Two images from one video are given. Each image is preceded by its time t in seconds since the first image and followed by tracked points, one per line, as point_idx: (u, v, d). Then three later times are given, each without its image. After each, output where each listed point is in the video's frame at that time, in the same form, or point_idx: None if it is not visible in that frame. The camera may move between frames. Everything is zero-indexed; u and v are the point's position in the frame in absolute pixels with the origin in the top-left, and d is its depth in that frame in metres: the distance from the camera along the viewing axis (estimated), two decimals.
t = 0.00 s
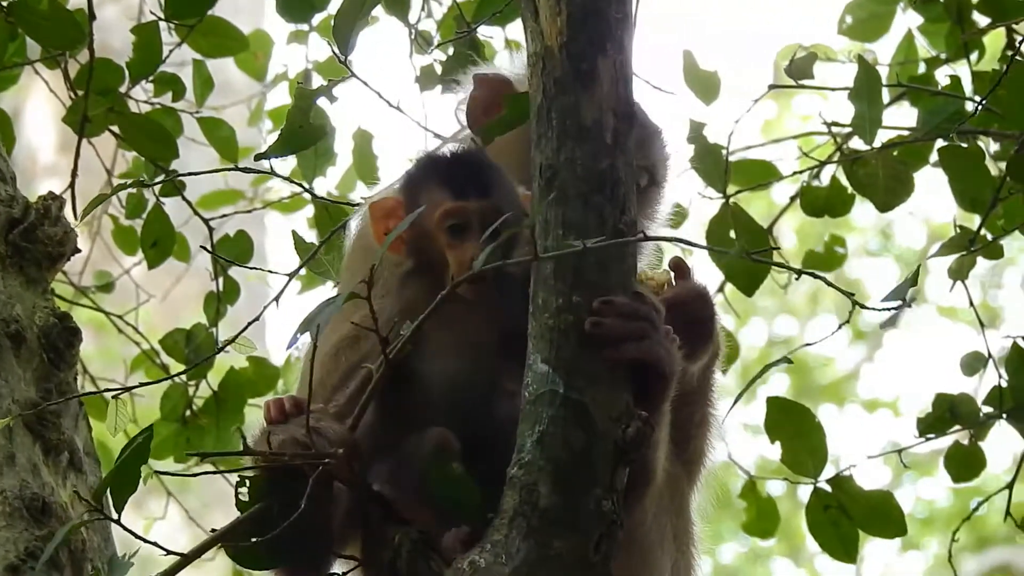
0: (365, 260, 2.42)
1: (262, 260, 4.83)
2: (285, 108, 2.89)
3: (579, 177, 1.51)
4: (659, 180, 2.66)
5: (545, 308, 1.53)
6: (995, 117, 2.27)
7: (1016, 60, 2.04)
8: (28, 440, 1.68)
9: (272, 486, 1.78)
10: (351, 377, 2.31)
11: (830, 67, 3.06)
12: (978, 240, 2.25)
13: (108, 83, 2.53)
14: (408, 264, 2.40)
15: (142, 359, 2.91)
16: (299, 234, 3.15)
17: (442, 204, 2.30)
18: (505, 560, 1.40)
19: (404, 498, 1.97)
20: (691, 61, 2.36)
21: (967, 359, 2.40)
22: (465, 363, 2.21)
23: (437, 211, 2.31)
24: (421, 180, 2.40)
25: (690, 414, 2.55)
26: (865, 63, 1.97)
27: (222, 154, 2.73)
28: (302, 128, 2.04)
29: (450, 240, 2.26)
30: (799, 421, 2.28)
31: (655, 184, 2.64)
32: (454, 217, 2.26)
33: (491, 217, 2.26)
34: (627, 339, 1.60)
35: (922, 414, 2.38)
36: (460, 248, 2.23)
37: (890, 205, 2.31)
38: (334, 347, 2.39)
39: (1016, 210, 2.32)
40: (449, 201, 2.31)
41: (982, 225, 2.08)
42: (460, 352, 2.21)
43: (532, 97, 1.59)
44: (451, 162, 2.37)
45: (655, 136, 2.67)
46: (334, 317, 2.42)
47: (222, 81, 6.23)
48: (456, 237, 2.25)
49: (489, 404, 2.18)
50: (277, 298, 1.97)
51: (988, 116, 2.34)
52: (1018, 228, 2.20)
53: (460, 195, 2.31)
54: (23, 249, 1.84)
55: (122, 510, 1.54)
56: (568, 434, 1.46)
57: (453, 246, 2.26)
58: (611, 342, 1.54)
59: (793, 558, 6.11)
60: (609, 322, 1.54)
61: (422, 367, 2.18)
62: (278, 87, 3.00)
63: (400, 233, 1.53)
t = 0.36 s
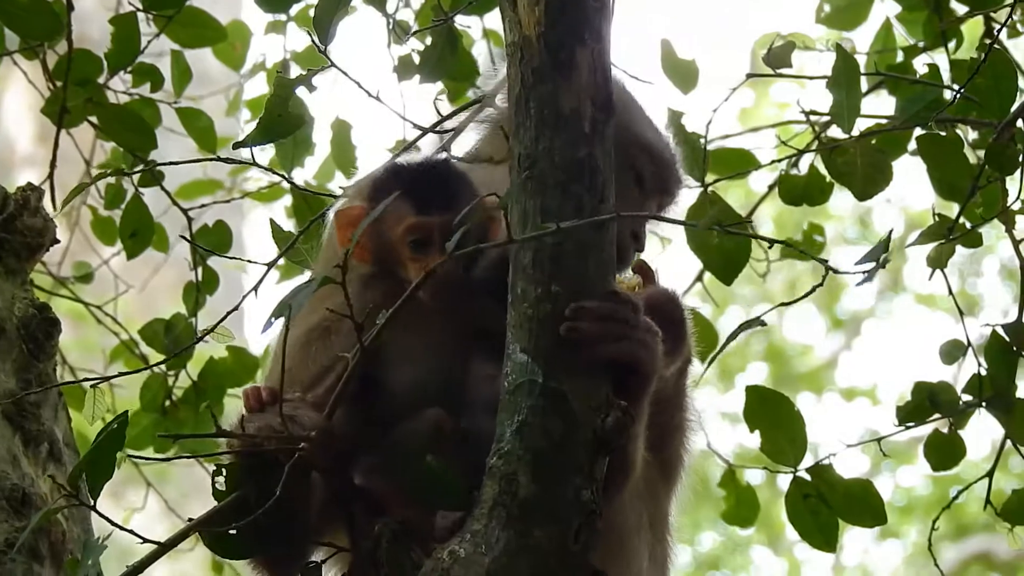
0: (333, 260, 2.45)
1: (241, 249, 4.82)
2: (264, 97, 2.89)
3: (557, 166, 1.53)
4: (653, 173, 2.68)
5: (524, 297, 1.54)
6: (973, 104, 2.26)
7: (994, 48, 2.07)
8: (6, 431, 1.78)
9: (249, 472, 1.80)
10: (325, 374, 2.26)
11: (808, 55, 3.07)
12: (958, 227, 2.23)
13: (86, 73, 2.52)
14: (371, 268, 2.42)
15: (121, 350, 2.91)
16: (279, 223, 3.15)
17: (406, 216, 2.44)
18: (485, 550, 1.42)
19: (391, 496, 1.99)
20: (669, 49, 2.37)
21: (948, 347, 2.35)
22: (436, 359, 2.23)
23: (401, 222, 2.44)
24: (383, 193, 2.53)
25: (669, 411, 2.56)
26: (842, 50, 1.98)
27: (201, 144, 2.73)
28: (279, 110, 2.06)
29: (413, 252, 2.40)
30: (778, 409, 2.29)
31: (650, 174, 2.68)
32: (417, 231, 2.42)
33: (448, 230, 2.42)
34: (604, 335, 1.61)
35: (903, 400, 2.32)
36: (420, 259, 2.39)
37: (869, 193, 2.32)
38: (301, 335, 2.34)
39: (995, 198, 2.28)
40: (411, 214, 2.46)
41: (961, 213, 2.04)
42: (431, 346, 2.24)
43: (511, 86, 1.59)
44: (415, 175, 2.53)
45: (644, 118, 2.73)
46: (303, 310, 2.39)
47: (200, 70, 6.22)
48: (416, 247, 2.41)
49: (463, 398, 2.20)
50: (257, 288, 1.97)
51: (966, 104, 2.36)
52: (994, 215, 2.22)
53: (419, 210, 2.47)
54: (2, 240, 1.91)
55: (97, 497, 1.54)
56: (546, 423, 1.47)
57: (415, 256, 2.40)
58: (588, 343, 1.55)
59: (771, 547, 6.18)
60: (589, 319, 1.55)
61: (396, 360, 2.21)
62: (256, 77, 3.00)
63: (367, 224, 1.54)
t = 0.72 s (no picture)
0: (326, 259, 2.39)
1: (227, 243, 4.82)
2: (250, 93, 2.89)
3: (544, 161, 1.54)
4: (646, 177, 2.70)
5: (511, 292, 1.55)
6: (959, 98, 2.27)
7: (980, 42, 2.09)
8: None
9: (236, 467, 1.82)
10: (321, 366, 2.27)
11: (793, 49, 3.08)
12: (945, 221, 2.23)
13: (73, 69, 2.52)
14: (364, 268, 2.37)
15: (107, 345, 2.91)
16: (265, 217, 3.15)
17: (384, 215, 2.35)
18: (472, 544, 1.45)
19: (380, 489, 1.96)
20: (655, 44, 2.38)
21: (934, 340, 2.35)
22: (424, 356, 2.16)
23: (380, 221, 2.36)
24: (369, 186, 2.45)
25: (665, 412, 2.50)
26: (828, 44, 1.99)
27: (187, 140, 2.73)
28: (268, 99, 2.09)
29: (393, 253, 2.32)
30: (765, 401, 2.30)
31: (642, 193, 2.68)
32: (395, 231, 2.33)
33: (428, 227, 2.31)
34: (588, 343, 1.60)
35: (888, 395, 2.34)
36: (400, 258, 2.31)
37: (855, 185, 2.33)
38: (295, 327, 2.33)
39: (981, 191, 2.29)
40: (390, 212, 2.37)
41: (947, 206, 2.05)
42: (417, 343, 2.17)
43: (497, 82, 1.60)
44: (400, 164, 2.41)
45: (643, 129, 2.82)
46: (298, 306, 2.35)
47: (185, 65, 6.20)
48: (394, 247, 2.32)
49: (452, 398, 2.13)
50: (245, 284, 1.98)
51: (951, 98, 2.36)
52: (981, 208, 2.22)
53: (400, 207, 2.37)
54: None
55: (88, 488, 1.54)
56: (532, 416, 1.49)
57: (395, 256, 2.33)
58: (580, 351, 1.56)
59: (758, 539, 6.26)
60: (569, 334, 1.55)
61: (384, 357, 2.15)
62: (241, 72, 2.99)
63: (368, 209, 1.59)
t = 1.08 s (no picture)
0: (303, 239, 2.26)
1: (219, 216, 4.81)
2: (241, 65, 2.87)
3: (534, 133, 1.54)
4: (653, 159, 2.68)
5: (503, 264, 1.55)
6: (951, 68, 2.26)
7: (972, 12, 2.07)
8: None
9: (224, 440, 1.88)
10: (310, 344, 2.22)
11: (784, 21, 3.07)
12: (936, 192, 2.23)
13: (64, 43, 2.50)
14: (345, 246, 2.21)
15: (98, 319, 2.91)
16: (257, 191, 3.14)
17: (355, 190, 2.26)
18: (466, 517, 1.47)
19: (363, 459, 1.86)
20: (646, 14, 2.37)
21: (925, 311, 2.35)
22: (424, 328, 2.11)
23: (353, 197, 2.26)
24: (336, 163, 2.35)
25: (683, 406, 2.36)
26: (820, 14, 1.99)
27: (178, 113, 2.72)
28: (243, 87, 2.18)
29: (374, 226, 2.22)
30: (758, 372, 2.30)
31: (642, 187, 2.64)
32: (372, 205, 2.25)
33: (403, 195, 2.25)
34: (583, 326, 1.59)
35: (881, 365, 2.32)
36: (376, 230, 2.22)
37: (847, 157, 2.31)
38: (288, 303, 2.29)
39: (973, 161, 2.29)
40: (362, 187, 2.27)
41: (938, 177, 2.05)
42: (415, 320, 2.11)
43: (488, 53, 1.59)
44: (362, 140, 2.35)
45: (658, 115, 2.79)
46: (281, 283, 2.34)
47: (176, 39, 6.18)
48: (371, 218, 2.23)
49: (445, 379, 2.09)
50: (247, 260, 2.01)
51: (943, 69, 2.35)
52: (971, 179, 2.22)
53: (371, 181, 2.29)
54: None
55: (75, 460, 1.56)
56: (524, 388, 1.50)
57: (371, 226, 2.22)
58: (570, 342, 1.54)
59: (752, 512, 6.47)
60: (555, 323, 1.54)
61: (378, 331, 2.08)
62: (232, 45, 2.97)
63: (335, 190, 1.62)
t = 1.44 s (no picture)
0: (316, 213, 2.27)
1: (215, 189, 4.81)
2: (236, 37, 2.86)
3: (529, 103, 1.53)
4: (661, 118, 2.77)
5: (499, 236, 1.55)
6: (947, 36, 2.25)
7: None
8: None
9: (228, 410, 1.87)
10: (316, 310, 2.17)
11: None
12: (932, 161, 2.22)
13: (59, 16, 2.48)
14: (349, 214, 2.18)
15: (96, 292, 2.91)
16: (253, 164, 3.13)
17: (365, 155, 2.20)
18: (463, 488, 1.50)
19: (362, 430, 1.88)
20: None
21: (921, 279, 2.35)
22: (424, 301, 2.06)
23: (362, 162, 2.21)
24: (337, 130, 2.29)
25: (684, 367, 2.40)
26: None
27: (174, 85, 2.70)
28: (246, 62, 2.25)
29: (384, 190, 2.18)
30: (754, 340, 2.30)
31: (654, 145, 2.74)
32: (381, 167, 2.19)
33: (412, 158, 2.21)
34: (578, 295, 1.61)
35: (879, 334, 2.31)
36: (387, 194, 2.17)
37: (842, 125, 2.33)
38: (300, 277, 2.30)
39: (969, 129, 2.28)
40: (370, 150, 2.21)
41: (934, 146, 2.05)
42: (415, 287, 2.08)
43: (483, 23, 1.58)
44: (364, 105, 2.27)
45: (666, 82, 2.89)
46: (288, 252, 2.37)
47: (170, 12, 6.16)
48: (382, 181, 2.18)
49: (441, 343, 2.04)
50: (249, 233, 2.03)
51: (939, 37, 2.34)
52: (967, 147, 2.22)
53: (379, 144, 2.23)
54: None
55: (78, 426, 1.54)
56: (520, 359, 1.52)
57: (383, 191, 2.18)
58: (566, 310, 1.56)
59: (749, 483, 6.49)
60: (552, 292, 1.56)
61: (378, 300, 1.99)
62: (227, 16, 2.96)
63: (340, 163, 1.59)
